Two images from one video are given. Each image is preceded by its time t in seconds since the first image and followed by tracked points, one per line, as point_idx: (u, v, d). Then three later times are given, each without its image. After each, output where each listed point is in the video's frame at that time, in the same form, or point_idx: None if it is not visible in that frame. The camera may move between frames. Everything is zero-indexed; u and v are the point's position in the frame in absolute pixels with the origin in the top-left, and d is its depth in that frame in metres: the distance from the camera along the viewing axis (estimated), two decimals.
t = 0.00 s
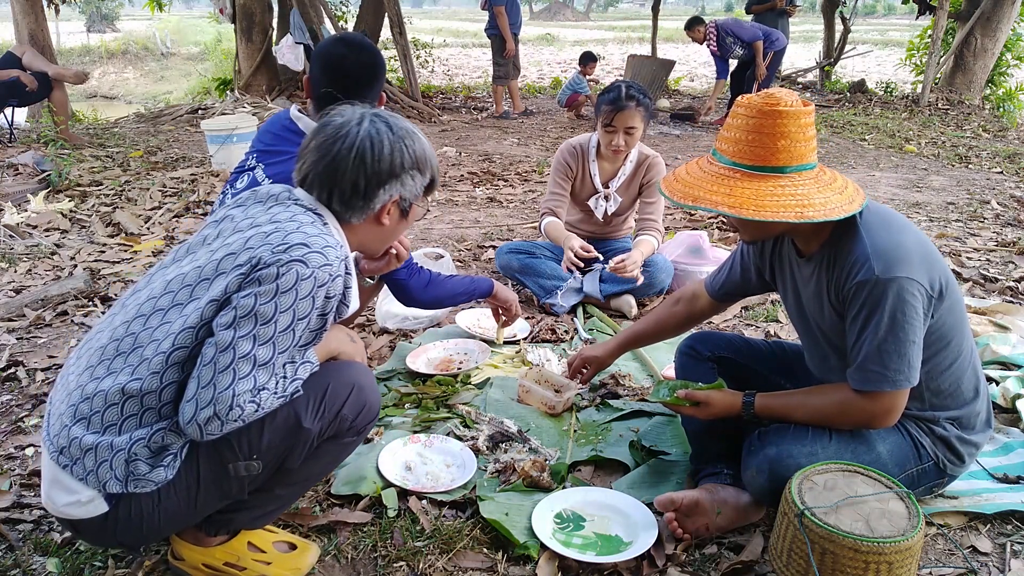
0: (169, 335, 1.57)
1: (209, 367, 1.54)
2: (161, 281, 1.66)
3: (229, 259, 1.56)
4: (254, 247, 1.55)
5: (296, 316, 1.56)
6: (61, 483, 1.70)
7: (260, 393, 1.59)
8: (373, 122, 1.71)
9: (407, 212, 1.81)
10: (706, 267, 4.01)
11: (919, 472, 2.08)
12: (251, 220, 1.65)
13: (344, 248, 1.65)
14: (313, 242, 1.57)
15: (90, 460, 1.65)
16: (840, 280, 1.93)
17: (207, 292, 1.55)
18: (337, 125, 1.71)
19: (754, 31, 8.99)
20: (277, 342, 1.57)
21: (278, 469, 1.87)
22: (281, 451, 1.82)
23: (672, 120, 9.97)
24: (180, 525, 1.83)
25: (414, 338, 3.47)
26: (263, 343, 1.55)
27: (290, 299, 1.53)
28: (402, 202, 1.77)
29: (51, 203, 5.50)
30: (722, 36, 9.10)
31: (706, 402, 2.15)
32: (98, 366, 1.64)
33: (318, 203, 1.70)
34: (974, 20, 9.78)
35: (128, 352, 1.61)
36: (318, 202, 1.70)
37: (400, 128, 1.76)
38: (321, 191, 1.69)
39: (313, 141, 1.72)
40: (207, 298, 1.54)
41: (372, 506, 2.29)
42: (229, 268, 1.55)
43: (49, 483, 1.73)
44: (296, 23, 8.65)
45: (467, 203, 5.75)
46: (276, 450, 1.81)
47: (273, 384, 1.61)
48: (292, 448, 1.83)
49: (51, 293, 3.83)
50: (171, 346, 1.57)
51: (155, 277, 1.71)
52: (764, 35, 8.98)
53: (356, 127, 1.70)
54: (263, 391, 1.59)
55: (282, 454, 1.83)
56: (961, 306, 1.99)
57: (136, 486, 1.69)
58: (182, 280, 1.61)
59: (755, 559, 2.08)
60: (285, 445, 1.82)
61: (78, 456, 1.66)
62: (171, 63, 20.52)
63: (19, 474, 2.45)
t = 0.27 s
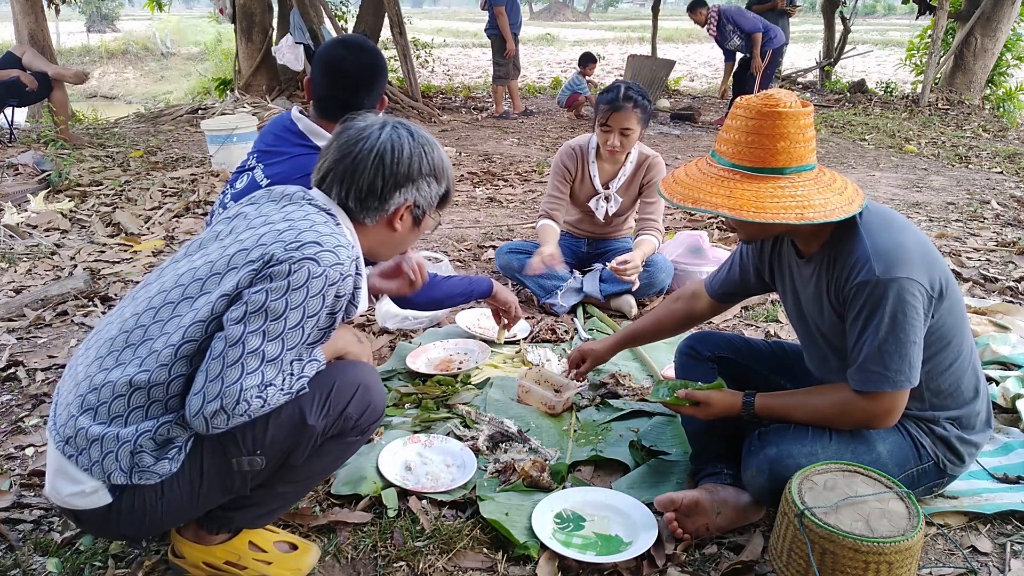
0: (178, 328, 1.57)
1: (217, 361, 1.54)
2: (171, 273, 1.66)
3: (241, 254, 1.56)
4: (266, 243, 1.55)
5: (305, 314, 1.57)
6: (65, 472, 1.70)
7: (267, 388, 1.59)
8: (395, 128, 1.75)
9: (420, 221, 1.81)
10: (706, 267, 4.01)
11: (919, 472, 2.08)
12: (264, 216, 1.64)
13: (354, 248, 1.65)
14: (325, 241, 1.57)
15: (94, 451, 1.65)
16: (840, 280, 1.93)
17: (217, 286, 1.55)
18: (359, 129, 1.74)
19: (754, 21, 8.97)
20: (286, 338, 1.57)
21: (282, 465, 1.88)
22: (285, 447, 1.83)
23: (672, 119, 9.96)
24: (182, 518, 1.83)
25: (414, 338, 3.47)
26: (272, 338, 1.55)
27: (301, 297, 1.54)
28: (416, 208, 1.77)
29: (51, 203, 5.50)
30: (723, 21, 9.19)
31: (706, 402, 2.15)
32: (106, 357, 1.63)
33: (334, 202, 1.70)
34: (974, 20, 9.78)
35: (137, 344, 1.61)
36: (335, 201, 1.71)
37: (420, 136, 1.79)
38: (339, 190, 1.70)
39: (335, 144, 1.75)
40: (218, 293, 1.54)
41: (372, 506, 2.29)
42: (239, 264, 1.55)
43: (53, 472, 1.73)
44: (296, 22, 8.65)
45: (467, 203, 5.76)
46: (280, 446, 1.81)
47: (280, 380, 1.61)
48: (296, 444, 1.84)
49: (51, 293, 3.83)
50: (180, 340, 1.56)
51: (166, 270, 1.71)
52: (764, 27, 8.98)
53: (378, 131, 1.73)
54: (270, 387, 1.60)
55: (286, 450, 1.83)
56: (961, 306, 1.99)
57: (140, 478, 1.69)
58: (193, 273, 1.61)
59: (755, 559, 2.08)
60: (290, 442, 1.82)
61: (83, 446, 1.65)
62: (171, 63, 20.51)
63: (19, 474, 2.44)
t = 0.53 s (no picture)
0: (182, 328, 1.57)
1: (222, 361, 1.54)
2: (174, 271, 1.65)
3: (245, 254, 1.55)
4: (271, 243, 1.55)
5: (310, 315, 1.57)
6: (68, 469, 1.70)
7: (272, 388, 1.60)
8: (404, 132, 1.77)
9: (423, 224, 1.83)
10: (706, 267, 4.01)
11: (919, 473, 2.08)
12: (267, 216, 1.63)
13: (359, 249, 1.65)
14: (330, 242, 1.57)
15: (98, 449, 1.65)
16: (839, 280, 1.93)
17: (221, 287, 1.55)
18: (368, 131, 1.76)
19: (755, 15, 8.91)
20: (290, 339, 1.57)
21: (284, 464, 1.88)
22: (288, 446, 1.83)
23: (672, 119, 9.97)
24: (184, 515, 1.84)
25: (414, 337, 3.47)
26: (277, 339, 1.56)
27: (306, 298, 1.54)
28: (420, 212, 1.79)
29: (51, 203, 5.50)
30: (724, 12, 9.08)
31: (707, 403, 2.15)
32: (108, 355, 1.63)
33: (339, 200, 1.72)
34: (974, 20, 9.78)
35: (139, 342, 1.60)
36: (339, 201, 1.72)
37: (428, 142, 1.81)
38: (346, 191, 1.71)
39: (344, 145, 1.76)
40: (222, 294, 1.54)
41: (372, 507, 2.29)
42: (244, 264, 1.54)
43: (56, 469, 1.73)
44: (296, 23, 8.65)
45: (467, 203, 5.76)
46: (282, 445, 1.82)
47: (284, 380, 1.62)
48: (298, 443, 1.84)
49: (51, 293, 3.83)
50: (184, 339, 1.56)
51: (169, 267, 1.70)
52: (764, 23, 8.95)
53: (388, 134, 1.75)
54: (274, 387, 1.60)
55: (288, 449, 1.83)
56: (961, 306, 1.99)
57: (143, 476, 1.69)
58: (196, 272, 1.60)
59: (755, 559, 2.08)
60: (292, 440, 1.82)
61: (87, 444, 1.65)
62: (171, 63, 20.51)
63: (19, 474, 2.45)
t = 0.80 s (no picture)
0: (184, 332, 1.56)
1: (226, 367, 1.55)
2: (174, 272, 1.64)
3: (246, 258, 1.55)
4: (273, 248, 1.54)
5: (312, 321, 1.57)
6: (71, 468, 1.71)
7: (275, 394, 1.61)
8: (396, 121, 1.72)
9: (421, 210, 1.83)
10: (706, 267, 4.01)
11: (919, 472, 2.08)
12: (267, 217, 1.61)
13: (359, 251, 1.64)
14: (331, 246, 1.56)
15: (101, 448, 1.66)
16: (839, 279, 1.93)
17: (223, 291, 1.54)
18: (360, 122, 1.71)
19: (756, 26, 8.97)
20: (293, 344, 1.58)
21: (286, 464, 1.89)
22: (289, 447, 1.84)
23: (672, 119, 9.97)
24: (186, 513, 1.85)
25: (414, 338, 3.47)
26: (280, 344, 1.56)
27: (309, 305, 1.54)
28: (418, 200, 1.79)
29: (51, 203, 5.50)
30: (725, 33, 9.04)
31: (707, 403, 2.15)
32: (109, 357, 1.63)
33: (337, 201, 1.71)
34: (974, 20, 9.78)
35: (140, 345, 1.60)
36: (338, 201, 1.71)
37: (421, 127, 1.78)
38: (346, 188, 1.69)
39: (336, 137, 1.71)
40: (224, 299, 1.54)
41: (372, 506, 2.29)
42: (245, 269, 1.54)
43: (58, 468, 1.74)
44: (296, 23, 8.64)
45: (467, 203, 5.76)
46: (285, 445, 1.82)
47: (287, 385, 1.63)
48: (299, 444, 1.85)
49: (51, 293, 3.83)
50: (186, 344, 1.56)
51: (168, 265, 1.68)
52: (767, 32, 8.98)
53: (384, 124, 1.70)
54: (277, 392, 1.62)
55: (290, 449, 1.84)
56: (961, 305, 1.99)
57: (146, 475, 1.70)
58: (196, 273, 1.59)
59: (755, 559, 2.08)
60: (294, 441, 1.83)
61: (90, 444, 1.66)
62: (171, 63, 20.51)
63: (19, 474, 2.44)
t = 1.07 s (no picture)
0: (193, 335, 1.56)
1: (239, 372, 1.56)
2: (176, 272, 1.62)
3: (253, 260, 1.54)
4: (280, 251, 1.53)
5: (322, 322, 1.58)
6: (80, 470, 1.70)
7: (290, 396, 1.64)
8: (385, 101, 1.67)
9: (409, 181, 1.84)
10: (706, 267, 4.01)
11: (919, 473, 2.08)
12: (267, 215, 1.60)
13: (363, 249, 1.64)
14: (337, 246, 1.55)
15: (112, 450, 1.66)
16: (839, 279, 1.93)
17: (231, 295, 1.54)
18: (348, 110, 1.63)
19: (756, 29, 8.99)
20: (305, 347, 1.59)
21: (295, 461, 1.90)
22: (298, 444, 1.85)
23: (672, 119, 9.97)
24: (196, 509, 1.87)
25: (414, 338, 3.47)
26: (294, 346, 1.57)
27: (320, 308, 1.55)
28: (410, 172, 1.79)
29: (51, 203, 5.50)
30: (726, 38, 8.96)
31: (707, 402, 2.15)
32: (116, 360, 1.62)
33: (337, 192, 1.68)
34: (974, 20, 9.78)
35: (146, 347, 1.59)
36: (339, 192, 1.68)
37: (396, 93, 1.74)
38: (354, 182, 1.66)
39: (331, 135, 1.61)
40: (233, 303, 1.53)
41: (372, 506, 2.29)
42: (253, 272, 1.53)
43: (66, 470, 1.73)
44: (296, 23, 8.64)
45: (467, 203, 5.76)
46: (294, 442, 1.83)
47: (299, 387, 1.65)
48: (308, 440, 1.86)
49: (50, 293, 3.83)
50: (197, 347, 1.57)
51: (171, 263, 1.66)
52: (767, 34, 9.00)
53: (376, 110, 1.64)
54: (291, 394, 1.64)
55: (300, 446, 1.85)
56: (961, 305, 1.99)
57: (157, 475, 1.71)
58: (201, 275, 1.58)
59: (755, 559, 2.08)
60: (303, 439, 1.84)
61: (99, 446, 1.66)
62: (171, 63, 20.50)
63: (19, 474, 2.44)
